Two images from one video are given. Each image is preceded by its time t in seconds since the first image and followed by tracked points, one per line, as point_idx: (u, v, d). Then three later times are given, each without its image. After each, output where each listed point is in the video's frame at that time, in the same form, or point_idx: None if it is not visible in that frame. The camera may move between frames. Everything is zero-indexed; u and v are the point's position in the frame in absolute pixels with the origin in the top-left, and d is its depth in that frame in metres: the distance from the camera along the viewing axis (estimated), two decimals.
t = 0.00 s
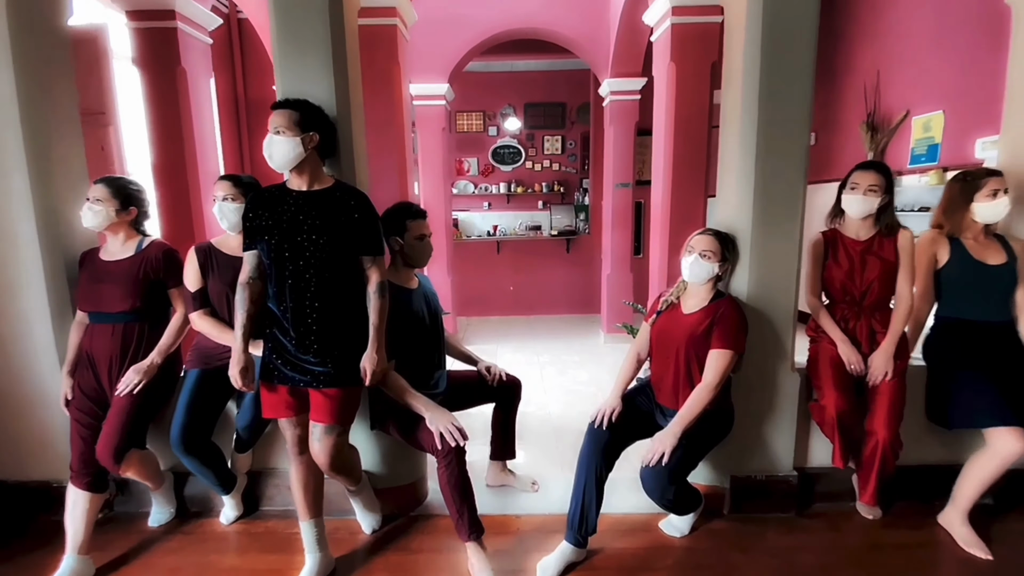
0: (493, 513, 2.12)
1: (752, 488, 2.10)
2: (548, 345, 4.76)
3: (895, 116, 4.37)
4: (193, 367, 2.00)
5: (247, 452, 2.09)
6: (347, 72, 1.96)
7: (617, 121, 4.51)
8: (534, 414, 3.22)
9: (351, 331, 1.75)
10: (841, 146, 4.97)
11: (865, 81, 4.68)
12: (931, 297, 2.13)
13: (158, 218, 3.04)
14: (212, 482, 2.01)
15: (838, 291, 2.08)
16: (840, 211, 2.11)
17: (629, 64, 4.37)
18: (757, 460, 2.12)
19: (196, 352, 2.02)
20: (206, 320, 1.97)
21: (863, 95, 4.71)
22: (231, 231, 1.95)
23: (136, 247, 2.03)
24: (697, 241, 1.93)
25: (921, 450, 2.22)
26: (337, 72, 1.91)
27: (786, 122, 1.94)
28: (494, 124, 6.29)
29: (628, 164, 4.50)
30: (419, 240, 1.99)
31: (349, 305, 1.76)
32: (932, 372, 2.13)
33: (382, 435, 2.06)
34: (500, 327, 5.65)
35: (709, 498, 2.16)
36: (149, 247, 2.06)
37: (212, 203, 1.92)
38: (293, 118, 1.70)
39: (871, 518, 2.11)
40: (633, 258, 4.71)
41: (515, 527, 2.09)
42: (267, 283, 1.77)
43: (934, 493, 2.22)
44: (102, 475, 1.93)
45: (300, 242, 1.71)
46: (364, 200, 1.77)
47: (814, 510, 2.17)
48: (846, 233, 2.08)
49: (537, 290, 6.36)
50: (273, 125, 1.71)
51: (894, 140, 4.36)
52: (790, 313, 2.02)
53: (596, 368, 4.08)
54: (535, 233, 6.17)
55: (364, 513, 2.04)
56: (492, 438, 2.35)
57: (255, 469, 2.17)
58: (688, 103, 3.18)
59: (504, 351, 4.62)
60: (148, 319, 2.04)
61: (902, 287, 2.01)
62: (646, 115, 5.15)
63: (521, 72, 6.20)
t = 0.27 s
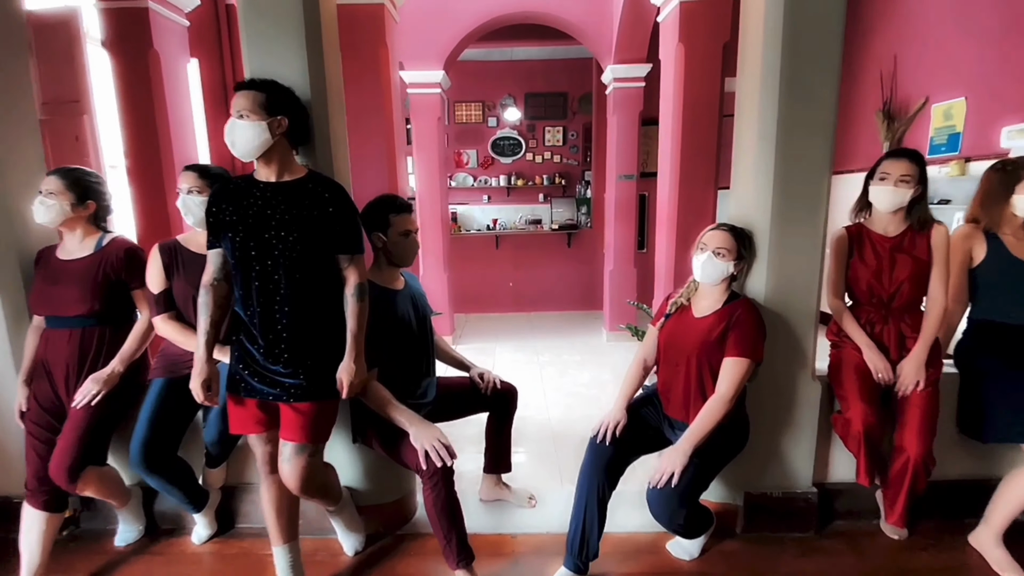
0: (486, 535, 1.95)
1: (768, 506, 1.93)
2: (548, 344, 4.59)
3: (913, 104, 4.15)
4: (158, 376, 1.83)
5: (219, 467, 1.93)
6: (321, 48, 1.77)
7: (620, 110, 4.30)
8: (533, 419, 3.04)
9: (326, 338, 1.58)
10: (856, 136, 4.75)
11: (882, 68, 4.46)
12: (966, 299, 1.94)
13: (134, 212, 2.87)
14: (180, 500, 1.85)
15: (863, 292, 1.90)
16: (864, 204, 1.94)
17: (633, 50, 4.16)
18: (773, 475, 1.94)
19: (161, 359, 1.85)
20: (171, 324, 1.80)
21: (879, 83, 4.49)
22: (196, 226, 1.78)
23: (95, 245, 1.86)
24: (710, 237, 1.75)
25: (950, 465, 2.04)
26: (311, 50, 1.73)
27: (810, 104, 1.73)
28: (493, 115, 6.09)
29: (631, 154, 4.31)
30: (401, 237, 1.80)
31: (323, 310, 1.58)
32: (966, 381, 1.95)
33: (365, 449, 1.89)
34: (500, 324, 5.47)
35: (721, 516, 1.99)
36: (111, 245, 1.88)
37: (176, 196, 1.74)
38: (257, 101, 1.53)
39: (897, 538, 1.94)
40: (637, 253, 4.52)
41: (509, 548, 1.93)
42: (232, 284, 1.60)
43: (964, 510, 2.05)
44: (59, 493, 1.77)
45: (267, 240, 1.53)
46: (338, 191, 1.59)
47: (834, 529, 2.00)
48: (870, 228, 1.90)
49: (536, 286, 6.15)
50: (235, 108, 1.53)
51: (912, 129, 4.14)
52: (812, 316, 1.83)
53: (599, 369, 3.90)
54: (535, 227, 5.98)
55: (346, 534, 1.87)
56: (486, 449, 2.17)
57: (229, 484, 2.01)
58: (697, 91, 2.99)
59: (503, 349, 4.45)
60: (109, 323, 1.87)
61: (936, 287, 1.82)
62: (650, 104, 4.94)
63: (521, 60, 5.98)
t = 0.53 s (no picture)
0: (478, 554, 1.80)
1: (785, 525, 1.77)
2: (547, 343, 4.42)
3: (930, 92, 3.95)
4: (119, 384, 1.68)
5: (188, 481, 1.78)
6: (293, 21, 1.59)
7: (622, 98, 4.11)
8: (531, 424, 2.89)
9: (298, 344, 1.42)
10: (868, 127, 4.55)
11: (898, 55, 4.26)
12: (1002, 299, 1.78)
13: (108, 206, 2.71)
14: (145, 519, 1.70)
15: (891, 292, 1.73)
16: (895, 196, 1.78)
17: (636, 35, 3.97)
18: (791, 490, 1.78)
19: (123, 365, 1.70)
20: (132, 328, 1.64)
21: (894, 71, 4.29)
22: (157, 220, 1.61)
23: (50, 240, 1.70)
24: (723, 231, 1.59)
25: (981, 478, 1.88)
26: (280, 23, 1.55)
27: (838, 82, 1.55)
28: (492, 106, 5.91)
29: (634, 146, 4.13)
30: (383, 232, 1.63)
31: (294, 312, 1.42)
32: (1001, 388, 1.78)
33: (346, 463, 1.74)
34: (498, 321, 5.30)
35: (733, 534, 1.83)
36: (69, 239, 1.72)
37: (136, 187, 1.59)
38: (217, 78, 1.36)
39: (924, 559, 1.78)
40: (640, 248, 4.35)
41: (502, 569, 1.77)
42: (194, 284, 1.44)
43: (997, 527, 1.88)
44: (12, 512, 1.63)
45: (231, 234, 1.36)
46: (311, 180, 1.42)
47: (855, 547, 1.84)
48: (901, 221, 1.73)
49: (534, 281, 5.74)
50: (192, 87, 1.36)
51: (929, 118, 3.95)
52: (836, 318, 1.67)
53: (600, 368, 3.74)
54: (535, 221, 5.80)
55: (325, 555, 1.72)
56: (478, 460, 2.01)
57: (202, 499, 1.86)
58: (705, 73, 2.85)
59: (501, 348, 4.28)
60: (67, 325, 1.72)
61: (971, 287, 1.66)
62: (654, 94, 4.75)
63: (520, 49, 5.79)
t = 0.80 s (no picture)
0: None
1: (811, 550, 1.60)
2: (547, 342, 4.24)
3: (949, 80, 3.76)
4: (69, 397, 1.51)
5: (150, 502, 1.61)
6: None
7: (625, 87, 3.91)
8: (530, 430, 2.71)
9: (262, 355, 1.24)
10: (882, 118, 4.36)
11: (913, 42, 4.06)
12: None
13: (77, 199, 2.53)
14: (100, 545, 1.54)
15: (928, 292, 1.56)
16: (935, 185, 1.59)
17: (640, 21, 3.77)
18: (817, 512, 1.61)
19: (74, 375, 1.53)
20: (81, 334, 1.47)
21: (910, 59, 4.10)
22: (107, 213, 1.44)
23: None
24: (745, 225, 1.42)
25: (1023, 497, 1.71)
26: None
27: (876, 55, 1.36)
28: (490, 98, 5.71)
29: (638, 138, 3.94)
30: (362, 225, 1.45)
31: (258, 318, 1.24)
32: None
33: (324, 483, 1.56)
34: (496, 319, 5.12)
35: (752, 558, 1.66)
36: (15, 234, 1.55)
37: (85, 176, 1.41)
38: (164, 48, 1.18)
39: None
40: (643, 244, 4.17)
41: None
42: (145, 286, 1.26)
43: None
44: None
45: (184, 229, 1.19)
46: (277, 165, 1.24)
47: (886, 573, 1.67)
48: (943, 212, 1.55)
49: (535, 279, 5.56)
50: (138, 57, 1.19)
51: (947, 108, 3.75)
52: (869, 322, 1.49)
53: (602, 370, 3.56)
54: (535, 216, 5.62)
55: None
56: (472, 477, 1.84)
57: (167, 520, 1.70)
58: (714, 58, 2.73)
59: (499, 348, 4.11)
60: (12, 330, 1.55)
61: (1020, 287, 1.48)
62: (657, 84, 4.56)
63: (519, 39, 5.59)
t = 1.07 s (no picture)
0: None
1: None
2: (548, 346, 4.04)
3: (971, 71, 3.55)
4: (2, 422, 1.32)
5: (98, 541, 1.42)
6: None
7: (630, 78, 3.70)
8: (528, 445, 2.52)
9: (213, 380, 1.05)
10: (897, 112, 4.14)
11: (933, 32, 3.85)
12: None
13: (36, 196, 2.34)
14: None
15: (983, 302, 1.37)
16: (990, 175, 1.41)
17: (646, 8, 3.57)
18: (855, 551, 1.42)
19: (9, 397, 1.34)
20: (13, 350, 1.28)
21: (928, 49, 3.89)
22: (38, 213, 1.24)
23: None
24: (778, 226, 1.23)
25: None
26: None
27: (933, 26, 1.16)
28: (488, 92, 5.51)
29: (643, 132, 3.74)
30: (335, 227, 1.26)
31: (208, 336, 1.05)
32: None
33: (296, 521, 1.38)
34: (494, 321, 4.92)
35: None
36: None
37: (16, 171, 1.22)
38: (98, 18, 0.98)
39: None
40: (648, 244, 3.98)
41: None
42: (73, 299, 1.07)
43: None
44: None
45: (115, 231, 0.99)
46: (230, 156, 1.05)
47: None
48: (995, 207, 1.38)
49: (533, 280, 5.17)
50: (60, 27, 0.99)
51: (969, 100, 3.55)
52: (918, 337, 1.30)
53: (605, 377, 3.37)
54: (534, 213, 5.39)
55: None
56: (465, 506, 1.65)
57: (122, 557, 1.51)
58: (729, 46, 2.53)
59: (497, 352, 3.91)
60: None
61: None
62: (662, 76, 4.36)
63: (518, 30, 5.37)
